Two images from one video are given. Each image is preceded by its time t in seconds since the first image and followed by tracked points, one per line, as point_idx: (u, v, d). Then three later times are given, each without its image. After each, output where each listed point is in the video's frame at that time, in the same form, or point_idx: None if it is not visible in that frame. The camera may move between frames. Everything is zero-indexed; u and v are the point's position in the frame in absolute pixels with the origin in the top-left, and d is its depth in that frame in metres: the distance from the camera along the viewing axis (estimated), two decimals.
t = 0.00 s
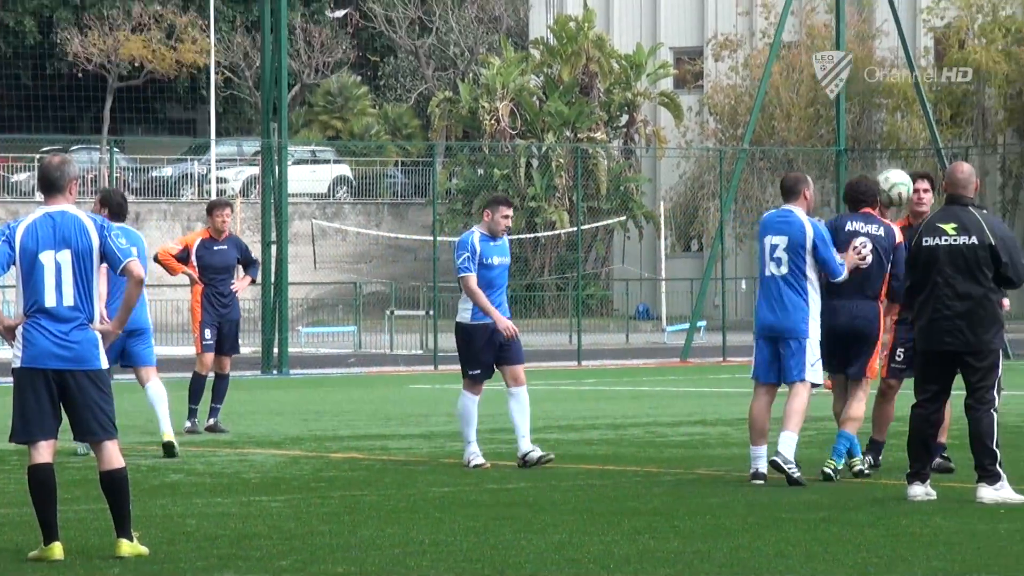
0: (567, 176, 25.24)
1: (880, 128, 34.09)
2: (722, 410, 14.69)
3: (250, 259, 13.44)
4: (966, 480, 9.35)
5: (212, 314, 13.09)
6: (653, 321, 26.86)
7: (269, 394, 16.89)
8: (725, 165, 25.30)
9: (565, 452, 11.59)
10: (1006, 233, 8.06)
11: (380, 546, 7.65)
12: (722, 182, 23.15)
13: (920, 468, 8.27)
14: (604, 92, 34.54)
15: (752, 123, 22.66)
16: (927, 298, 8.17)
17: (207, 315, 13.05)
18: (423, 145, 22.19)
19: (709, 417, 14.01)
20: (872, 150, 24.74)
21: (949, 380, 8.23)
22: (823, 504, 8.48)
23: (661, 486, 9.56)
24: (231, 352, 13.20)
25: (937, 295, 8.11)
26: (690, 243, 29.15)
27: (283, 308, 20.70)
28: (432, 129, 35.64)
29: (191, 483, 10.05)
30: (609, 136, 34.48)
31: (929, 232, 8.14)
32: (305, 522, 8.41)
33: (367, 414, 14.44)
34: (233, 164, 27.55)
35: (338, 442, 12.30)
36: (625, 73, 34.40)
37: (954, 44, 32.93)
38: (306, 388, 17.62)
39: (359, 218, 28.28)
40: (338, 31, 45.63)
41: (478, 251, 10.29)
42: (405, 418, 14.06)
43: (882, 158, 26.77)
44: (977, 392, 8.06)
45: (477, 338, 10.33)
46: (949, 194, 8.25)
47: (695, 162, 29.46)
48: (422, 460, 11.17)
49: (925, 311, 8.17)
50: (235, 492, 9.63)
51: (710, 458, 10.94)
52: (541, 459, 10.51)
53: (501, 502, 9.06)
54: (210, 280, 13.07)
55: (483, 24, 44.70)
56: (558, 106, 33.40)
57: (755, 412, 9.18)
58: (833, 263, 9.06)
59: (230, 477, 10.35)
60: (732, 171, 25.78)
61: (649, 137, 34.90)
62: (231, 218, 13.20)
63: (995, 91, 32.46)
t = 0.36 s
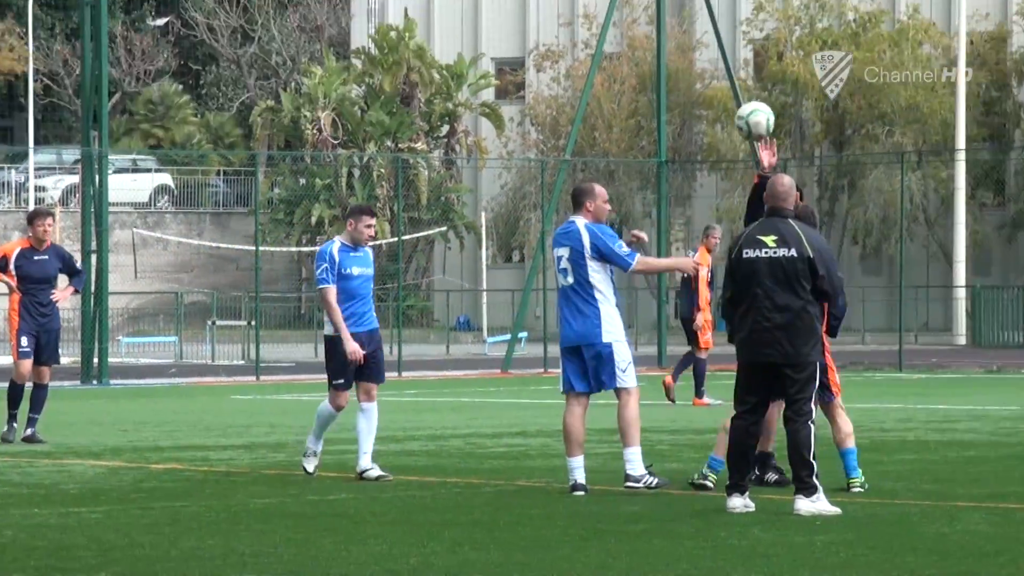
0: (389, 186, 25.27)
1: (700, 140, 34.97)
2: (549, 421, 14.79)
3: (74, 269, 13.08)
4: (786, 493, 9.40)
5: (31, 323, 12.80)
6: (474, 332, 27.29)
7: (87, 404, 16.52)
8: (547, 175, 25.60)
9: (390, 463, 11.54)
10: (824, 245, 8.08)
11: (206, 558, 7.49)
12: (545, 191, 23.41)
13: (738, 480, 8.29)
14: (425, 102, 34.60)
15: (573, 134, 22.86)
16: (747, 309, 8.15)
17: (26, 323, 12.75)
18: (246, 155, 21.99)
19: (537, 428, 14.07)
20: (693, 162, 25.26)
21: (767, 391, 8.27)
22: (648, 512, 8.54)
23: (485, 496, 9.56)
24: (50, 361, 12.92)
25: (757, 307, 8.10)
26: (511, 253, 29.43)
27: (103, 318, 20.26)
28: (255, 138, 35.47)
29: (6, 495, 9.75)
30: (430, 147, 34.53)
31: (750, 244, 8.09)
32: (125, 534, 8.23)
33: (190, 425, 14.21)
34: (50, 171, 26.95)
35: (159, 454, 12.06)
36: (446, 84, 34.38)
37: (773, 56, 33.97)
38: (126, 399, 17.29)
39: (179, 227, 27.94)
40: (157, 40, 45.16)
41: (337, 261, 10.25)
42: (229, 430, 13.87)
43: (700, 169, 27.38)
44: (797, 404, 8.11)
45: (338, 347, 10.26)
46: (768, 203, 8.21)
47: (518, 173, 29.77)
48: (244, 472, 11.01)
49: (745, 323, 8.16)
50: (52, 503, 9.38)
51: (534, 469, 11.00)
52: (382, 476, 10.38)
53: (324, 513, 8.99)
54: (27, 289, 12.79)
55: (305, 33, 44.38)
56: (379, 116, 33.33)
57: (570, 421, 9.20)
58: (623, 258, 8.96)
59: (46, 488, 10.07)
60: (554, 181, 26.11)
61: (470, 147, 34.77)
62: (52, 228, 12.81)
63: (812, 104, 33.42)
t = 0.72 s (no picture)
0: (372, 200, 25.31)
1: (683, 153, 35.01)
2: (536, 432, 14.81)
3: (56, 284, 13.12)
4: (771, 503, 9.38)
5: (14, 337, 12.78)
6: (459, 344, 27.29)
7: (74, 417, 16.49)
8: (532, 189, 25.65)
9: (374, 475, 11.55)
10: (807, 257, 8.15)
11: (194, 570, 7.50)
12: (529, 204, 23.42)
13: (724, 490, 8.25)
14: (408, 116, 34.60)
15: (558, 147, 22.89)
16: (732, 321, 8.16)
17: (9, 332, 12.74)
18: (230, 168, 21.98)
19: (524, 440, 14.09)
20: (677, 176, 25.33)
21: (751, 404, 8.22)
22: (634, 523, 8.56)
23: (469, 508, 9.57)
24: (35, 373, 12.89)
25: (743, 319, 8.10)
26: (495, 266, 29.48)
27: (89, 331, 20.19)
28: (239, 151, 35.46)
29: None
30: (413, 160, 34.56)
31: (735, 256, 8.11)
32: (110, 546, 8.22)
33: (176, 438, 14.19)
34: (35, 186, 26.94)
35: (145, 466, 12.05)
36: (428, 97, 34.53)
37: (756, 70, 34.03)
38: (112, 411, 17.26)
39: (164, 241, 27.93)
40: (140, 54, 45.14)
41: (347, 278, 10.21)
42: (215, 442, 13.85)
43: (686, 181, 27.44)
44: (782, 417, 8.09)
45: (357, 360, 10.14)
46: (752, 217, 8.25)
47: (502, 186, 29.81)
48: (230, 484, 11.00)
49: (731, 334, 8.16)
50: (39, 516, 9.37)
51: (518, 481, 11.01)
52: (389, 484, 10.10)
53: (309, 526, 9.00)
54: (10, 302, 12.79)
55: (287, 48, 44.44)
56: (363, 130, 33.33)
57: (555, 436, 9.19)
58: (585, 287, 9.02)
59: (33, 501, 10.06)
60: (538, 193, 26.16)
61: (453, 160, 35.01)
62: (34, 241, 12.94)
63: (795, 118, 33.51)
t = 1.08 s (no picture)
0: (316, 208, 25.31)
1: (627, 160, 35.23)
2: (482, 440, 14.86)
3: None
4: (714, 511, 9.44)
5: None
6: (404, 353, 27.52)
7: (13, 426, 16.38)
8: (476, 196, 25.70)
9: (316, 484, 11.57)
10: (750, 263, 8.16)
11: None
12: (472, 212, 23.46)
13: (667, 499, 8.31)
14: (353, 122, 34.58)
15: (500, 154, 22.94)
16: (671, 324, 8.25)
17: None
18: (173, 175, 21.91)
19: (470, 447, 14.14)
20: (622, 183, 25.46)
21: (693, 412, 8.32)
22: (579, 532, 8.62)
23: (412, 517, 9.62)
24: None
25: (680, 323, 8.20)
26: (439, 273, 29.52)
27: (30, 340, 20.06)
28: (182, 159, 35.35)
29: None
30: (357, 167, 34.57)
31: (678, 259, 8.20)
32: (52, 555, 8.22)
33: (118, 446, 14.12)
34: None
35: (87, 476, 12.00)
36: (372, 104, 34.54)
37: (699, 78, 34.33)
38: (52, 420, 17.15)
39: (107, 248, 27.79)
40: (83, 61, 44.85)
41: (314, 283, 10.19)
42: (158, 451, 13.81)
43: (630, 190, 27.63)
44: (721, 424, 8.15)
45: (325, 368, 10.18)
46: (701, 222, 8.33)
47: (445, 193, 29.87)
48: (172, 493, 10.98)
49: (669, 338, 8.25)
50: None
51: (460, 490, 11.06)
52: (331, 504, 10.10)
53: (251, 534, 9.02)
54: None
55: (231, 54, 44.24)
56: (307, 137, 33.30)
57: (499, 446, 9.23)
58: (564, 291, 9.07)
59: None
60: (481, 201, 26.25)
61: (397, 167, 35.05)
62: None
63: (738, 124, 33.81)
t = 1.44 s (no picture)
0: (314, 209, 25.32)
1: (626, 161, 35.26)
2: (479, 440, 14.89)
3: None
4: (711, 511, 9.46)
5: None
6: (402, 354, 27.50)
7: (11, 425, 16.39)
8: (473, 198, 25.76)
9: (313, 484, 11.58)
10: (743, 263, 8.14)
11: None
12: (470, 214, 23.43)
13: (664, 499, 8.32)
14: (351, 124, 34.61)
15: (498, 155, 22.91)
16: (665, 325, 8.28)
17: None
18: (172, 177, 21.94)
19: (468, 447, 14.16)
20: (619, 183, 25.50)
21: (690, 413, 8.33)
22: (575, 531, 8.65)
23: (409, 517, 9.63)
24: None
25: (676, 324, 8.23)
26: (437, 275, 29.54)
27: (28, 340, 20.08)
28: (181, 160, 35.41)
29: None
30: (356, 168, 34.61)
31: (672, 261, 8.23)
32: (49, 554, 8.24)
33: (116, 446, 14.13)
34: None
35: (84, 475, 12.01)
36: (371, 105, 34.58)
37: (698, 79, 34.37)
38: (50, 419, 17.16)
39: (105, 249, 27.81)
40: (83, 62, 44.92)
41: (346, 286, 9.91)
42: (155, 450, 13.82)
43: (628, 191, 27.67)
44: (717, 425, 8.17)
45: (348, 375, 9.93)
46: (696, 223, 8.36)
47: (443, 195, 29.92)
48: (170, 493, 10.99)
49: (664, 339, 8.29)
50: None
51: (458, 490, 11.07)
52: (328, 506, 10.13)
53: (248, 533, 9.04)
54: None
55: (230, 56, 44.28)
56: (306, 138, 33.33)
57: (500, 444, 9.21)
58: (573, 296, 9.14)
59: None
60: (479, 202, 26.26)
61: (396, 168, 35.10)
62: None
63: (737, 125, 33.86)
